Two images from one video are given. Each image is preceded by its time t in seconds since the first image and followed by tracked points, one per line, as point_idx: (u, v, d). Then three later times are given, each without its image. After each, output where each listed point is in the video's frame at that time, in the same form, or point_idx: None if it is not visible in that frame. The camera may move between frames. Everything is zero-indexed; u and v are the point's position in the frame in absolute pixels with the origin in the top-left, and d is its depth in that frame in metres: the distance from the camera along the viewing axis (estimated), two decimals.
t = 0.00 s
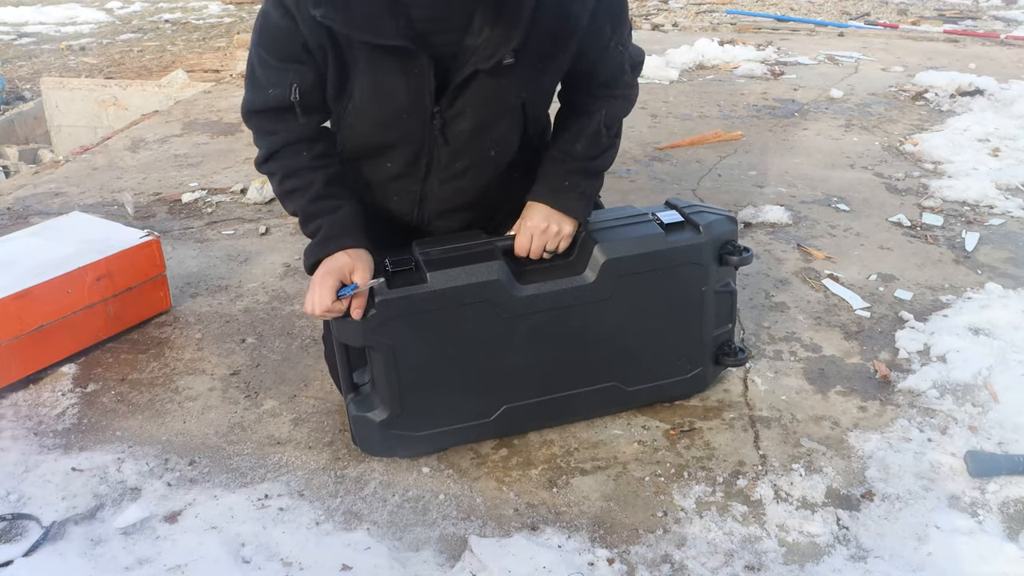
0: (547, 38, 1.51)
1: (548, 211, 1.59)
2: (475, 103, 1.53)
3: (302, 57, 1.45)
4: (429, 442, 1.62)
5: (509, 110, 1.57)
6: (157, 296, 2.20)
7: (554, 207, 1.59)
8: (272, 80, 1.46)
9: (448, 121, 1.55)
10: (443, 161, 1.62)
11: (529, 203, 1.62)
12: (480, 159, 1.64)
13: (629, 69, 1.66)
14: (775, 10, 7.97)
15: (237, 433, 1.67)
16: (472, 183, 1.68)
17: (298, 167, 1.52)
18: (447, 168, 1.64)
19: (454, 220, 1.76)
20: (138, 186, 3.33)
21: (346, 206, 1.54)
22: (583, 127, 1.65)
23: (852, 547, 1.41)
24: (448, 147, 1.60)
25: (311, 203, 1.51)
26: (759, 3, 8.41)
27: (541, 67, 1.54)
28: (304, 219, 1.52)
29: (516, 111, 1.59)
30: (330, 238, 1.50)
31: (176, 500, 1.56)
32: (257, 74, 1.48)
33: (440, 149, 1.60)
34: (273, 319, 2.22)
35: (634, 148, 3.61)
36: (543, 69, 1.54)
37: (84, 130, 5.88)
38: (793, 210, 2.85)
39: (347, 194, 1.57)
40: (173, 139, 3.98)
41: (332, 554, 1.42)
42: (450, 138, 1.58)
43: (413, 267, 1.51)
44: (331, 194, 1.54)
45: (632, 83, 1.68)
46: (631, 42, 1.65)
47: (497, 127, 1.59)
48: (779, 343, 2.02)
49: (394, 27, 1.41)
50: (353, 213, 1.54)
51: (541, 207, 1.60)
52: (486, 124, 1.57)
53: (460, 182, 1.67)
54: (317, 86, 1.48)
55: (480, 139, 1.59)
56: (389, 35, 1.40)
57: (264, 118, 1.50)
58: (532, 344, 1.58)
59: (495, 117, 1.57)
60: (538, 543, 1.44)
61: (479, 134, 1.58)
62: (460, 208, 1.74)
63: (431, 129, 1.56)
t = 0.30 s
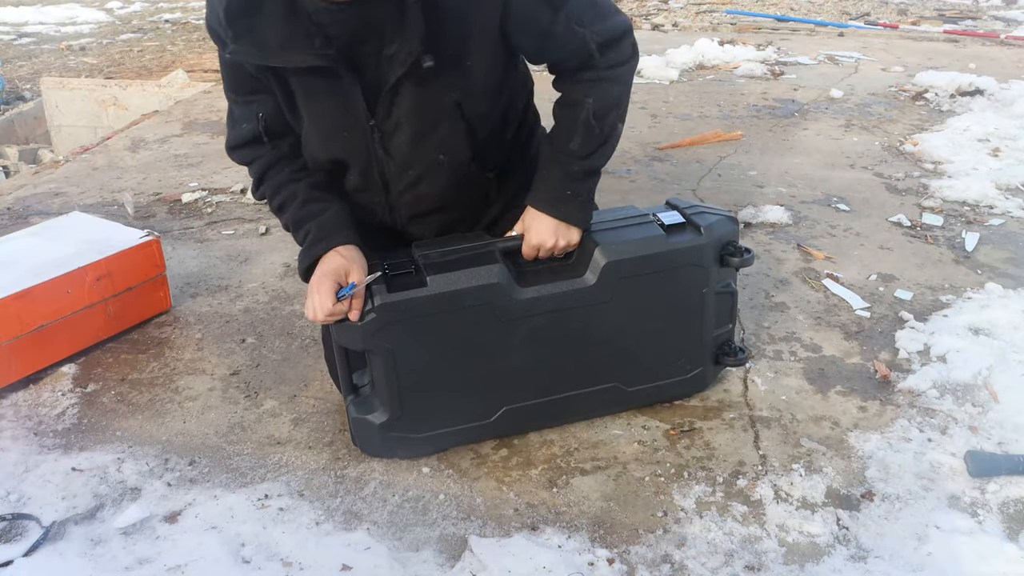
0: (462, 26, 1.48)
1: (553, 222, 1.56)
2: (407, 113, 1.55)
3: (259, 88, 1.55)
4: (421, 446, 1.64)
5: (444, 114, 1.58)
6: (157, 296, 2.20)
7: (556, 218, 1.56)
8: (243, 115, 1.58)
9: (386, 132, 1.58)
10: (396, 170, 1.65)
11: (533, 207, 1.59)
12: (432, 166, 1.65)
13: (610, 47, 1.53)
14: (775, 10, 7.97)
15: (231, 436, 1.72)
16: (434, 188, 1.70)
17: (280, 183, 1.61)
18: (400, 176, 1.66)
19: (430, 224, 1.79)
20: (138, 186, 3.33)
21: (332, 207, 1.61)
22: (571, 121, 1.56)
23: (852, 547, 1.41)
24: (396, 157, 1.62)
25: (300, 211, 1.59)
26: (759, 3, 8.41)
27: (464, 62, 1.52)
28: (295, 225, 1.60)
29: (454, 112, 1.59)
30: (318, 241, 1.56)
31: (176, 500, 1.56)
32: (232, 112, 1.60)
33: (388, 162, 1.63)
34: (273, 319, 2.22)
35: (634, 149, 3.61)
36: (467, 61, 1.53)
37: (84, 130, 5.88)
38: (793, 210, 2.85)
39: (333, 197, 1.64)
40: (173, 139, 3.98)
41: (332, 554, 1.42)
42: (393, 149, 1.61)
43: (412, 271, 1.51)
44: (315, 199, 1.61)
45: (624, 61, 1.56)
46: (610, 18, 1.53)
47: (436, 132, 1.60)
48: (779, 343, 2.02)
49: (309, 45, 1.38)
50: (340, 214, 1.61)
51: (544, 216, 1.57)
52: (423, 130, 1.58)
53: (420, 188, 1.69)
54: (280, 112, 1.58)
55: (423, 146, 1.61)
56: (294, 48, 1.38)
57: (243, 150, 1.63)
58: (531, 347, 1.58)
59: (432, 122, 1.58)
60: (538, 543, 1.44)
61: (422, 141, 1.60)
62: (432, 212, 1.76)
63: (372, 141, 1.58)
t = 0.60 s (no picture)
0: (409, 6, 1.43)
1: (463, 202, 1.45)
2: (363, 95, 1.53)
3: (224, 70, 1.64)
4: (406, 437, 1.64)
5: (401, 98, 1.54)
6: (157, 296, 2.20)
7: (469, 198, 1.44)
8: (206, 92, 1.67)
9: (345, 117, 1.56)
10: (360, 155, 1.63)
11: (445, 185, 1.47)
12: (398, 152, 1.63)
13: (561, 39, 1.36)
14: (775, 10, 7.96)
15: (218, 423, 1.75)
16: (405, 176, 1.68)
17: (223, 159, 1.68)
18: (368, 163, 1.65)
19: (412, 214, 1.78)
20: (138, 186, 3.33)
21: (258, 184, 1.64)
22: (505, 106, 1.40)
23: (852, 547, 1.41)
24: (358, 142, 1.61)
25: (231, 187, 1.64)
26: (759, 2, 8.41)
27: (414, 41, 1.47)
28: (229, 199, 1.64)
29: (411, 94, 1.54)
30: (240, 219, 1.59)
31: (177, 499, 1.56)
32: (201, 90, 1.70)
33: (351, 148, 1.62)
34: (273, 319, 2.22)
35: (634, 149, 3.61)
36: (418, 39, 1.47)
37: (84, 130, 5.88)
38: (793, 211, 2.85)
39: (266, 174, 1.68)
40: (173, 139, 3.97)
41: (332, 554, 1.42)
42: (354, 133, 1.60)
43: (317, 271, 1.48)
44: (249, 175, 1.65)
45: (579, 56, 1.38)
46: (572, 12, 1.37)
47: (397, 117, 1.56)
48: (779, 343, 2.02)
49: (262, 33, 1.43)
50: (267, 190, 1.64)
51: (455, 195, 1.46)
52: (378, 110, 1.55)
53: (391, 175, 1.68)
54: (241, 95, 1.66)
55: (383, 131, 1.58)
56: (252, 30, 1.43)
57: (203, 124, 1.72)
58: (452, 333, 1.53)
59: (390, 103, 1.54)
60: (538, 543, 1.44)
61: (384, 127, 1.58)
62: (409, 201, 1.74)
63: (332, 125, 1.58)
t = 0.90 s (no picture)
0: (421, 54, 1.44)
1: (418, 247, 1.46)
2: (370, 133, 1.51)
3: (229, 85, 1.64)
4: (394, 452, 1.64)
5: (408, 135, 1.53)
6: (157, 296, 2.20)
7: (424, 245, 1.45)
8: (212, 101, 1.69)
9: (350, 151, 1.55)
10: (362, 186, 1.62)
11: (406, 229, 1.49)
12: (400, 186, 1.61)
13: (558, 113, 1.44)
14: (775, 10, 7.96)
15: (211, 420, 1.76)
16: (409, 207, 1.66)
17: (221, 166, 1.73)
18: (370, 193, 1.63)
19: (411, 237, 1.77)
20: (138, 186, 3.33)
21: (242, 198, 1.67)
22: (482, 160, 1.46)
23: (852, 547, 1.41)
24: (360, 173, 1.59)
25: (220, 196, 1.68)
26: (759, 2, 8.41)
27: (425, 86, 1.48)
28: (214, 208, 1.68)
29: (417, 133, 1.53)
30: (219, 229, 1.62)
31: (177, 499, 1.56)
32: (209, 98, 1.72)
33: (355, 179, 1.61)
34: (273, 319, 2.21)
35: (634, 149, 3.61)
36: (428, 85, 1.48)
37: (84, 130, 5.88)
38: (793, 210, 2.85)
39: (255, 188, 1.70)
40: (173, 139, 3.97)
41: (332, 554, 1.42)
42: (358, 166, 1.58)
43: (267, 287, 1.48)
44: (240, 186, 1.69)
45: (569, 131, 1.47)
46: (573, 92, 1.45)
47: (402, 153, 1.55)
48: (779, 343, 2.02)
49: (274, 66, 1.43)
50: (251, 205, 1.66)
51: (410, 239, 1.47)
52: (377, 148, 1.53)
53: (394, 206, 1.66)
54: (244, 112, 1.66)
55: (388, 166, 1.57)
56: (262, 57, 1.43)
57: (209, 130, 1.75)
58: (378, 377, 1.51)
59: (394, 142, 1.53)
60: (538, 543, 1.44)
61: (389, 162, 1.56)
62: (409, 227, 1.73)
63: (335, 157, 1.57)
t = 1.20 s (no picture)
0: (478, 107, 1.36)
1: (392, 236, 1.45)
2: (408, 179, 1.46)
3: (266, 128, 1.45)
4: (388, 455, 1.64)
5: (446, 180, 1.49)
6: (157, 296, 2.20)
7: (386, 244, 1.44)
8: (233, 148, 1.47)
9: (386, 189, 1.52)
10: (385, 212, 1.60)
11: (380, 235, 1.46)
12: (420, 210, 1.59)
13: (572, 173, 1.41)
14: (775, 10, 7.96)
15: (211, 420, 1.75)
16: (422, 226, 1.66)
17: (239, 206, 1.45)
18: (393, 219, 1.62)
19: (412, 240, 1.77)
20: (138, 186, 3.33)
21: (265, 233, 1.42)
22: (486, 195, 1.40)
23: (852, 547, 1.41)
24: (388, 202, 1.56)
25: (242, 231, 1.42)
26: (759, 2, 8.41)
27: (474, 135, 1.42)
28: (234, 248, 1.41)
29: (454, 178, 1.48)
30: (252, 265, 1.36)
31: (177, 499, 1.56)
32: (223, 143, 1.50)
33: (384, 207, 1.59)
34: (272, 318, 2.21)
35: (634, 149, 3.61)
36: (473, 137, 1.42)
37: (84, 130, 5.89)
38: (793, 210, 2.85)
39: (277, 222, 1.46)
40: (173, 139, 3.98)
41: (332, 554, 1.42)
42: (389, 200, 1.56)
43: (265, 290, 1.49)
44: (260, 224, 1.43)
45: (582, 199, 1.44)
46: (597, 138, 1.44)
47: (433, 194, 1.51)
48: (779, 343, 2.02)
49: (329, 100, 1.30)
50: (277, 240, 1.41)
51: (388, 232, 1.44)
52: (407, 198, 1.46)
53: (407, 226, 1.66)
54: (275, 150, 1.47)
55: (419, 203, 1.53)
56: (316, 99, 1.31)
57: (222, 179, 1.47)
58: (378, 381, 1.51)
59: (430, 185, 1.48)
60: (537, 543, 1.44)
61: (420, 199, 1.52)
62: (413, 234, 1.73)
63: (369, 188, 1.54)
